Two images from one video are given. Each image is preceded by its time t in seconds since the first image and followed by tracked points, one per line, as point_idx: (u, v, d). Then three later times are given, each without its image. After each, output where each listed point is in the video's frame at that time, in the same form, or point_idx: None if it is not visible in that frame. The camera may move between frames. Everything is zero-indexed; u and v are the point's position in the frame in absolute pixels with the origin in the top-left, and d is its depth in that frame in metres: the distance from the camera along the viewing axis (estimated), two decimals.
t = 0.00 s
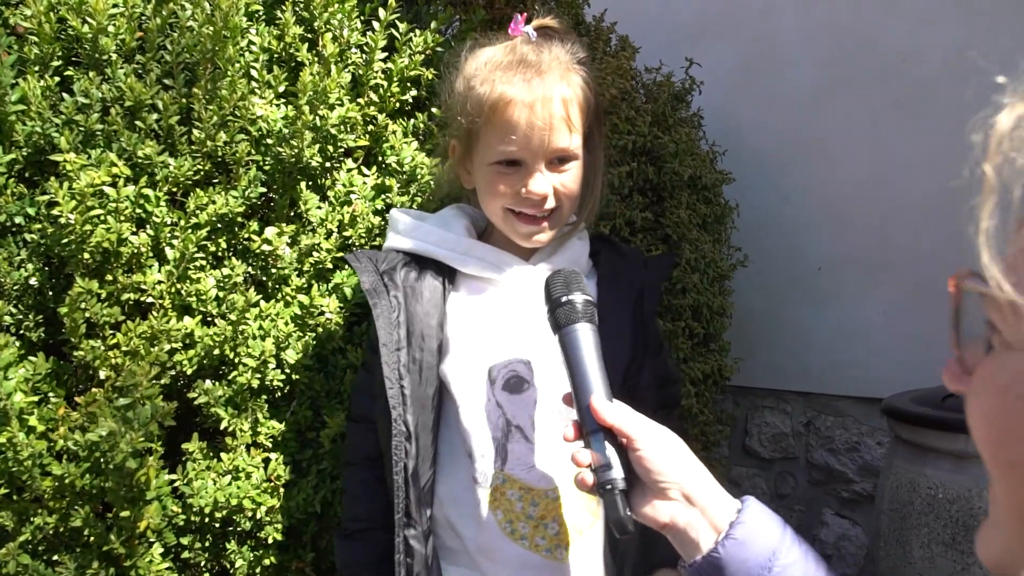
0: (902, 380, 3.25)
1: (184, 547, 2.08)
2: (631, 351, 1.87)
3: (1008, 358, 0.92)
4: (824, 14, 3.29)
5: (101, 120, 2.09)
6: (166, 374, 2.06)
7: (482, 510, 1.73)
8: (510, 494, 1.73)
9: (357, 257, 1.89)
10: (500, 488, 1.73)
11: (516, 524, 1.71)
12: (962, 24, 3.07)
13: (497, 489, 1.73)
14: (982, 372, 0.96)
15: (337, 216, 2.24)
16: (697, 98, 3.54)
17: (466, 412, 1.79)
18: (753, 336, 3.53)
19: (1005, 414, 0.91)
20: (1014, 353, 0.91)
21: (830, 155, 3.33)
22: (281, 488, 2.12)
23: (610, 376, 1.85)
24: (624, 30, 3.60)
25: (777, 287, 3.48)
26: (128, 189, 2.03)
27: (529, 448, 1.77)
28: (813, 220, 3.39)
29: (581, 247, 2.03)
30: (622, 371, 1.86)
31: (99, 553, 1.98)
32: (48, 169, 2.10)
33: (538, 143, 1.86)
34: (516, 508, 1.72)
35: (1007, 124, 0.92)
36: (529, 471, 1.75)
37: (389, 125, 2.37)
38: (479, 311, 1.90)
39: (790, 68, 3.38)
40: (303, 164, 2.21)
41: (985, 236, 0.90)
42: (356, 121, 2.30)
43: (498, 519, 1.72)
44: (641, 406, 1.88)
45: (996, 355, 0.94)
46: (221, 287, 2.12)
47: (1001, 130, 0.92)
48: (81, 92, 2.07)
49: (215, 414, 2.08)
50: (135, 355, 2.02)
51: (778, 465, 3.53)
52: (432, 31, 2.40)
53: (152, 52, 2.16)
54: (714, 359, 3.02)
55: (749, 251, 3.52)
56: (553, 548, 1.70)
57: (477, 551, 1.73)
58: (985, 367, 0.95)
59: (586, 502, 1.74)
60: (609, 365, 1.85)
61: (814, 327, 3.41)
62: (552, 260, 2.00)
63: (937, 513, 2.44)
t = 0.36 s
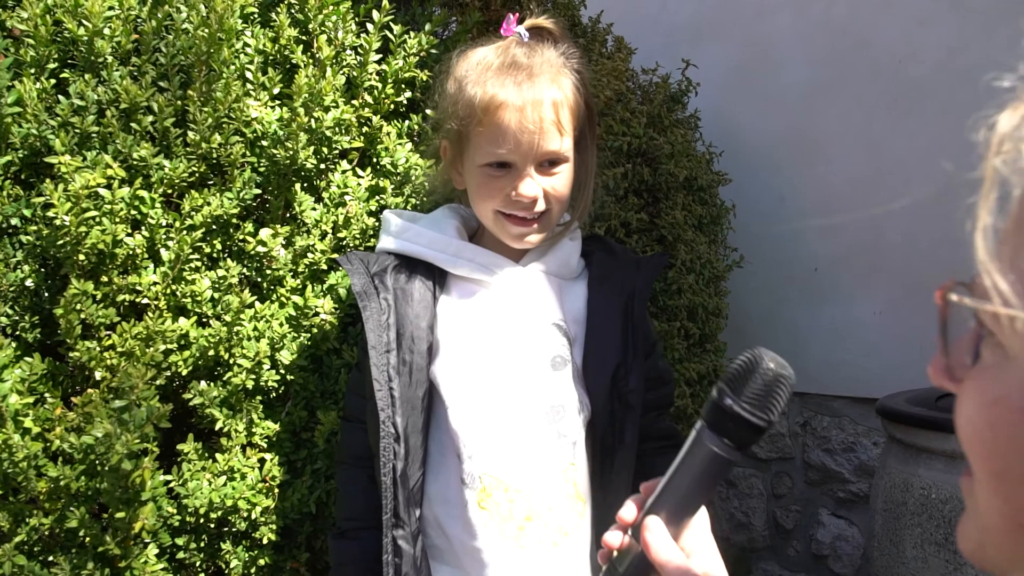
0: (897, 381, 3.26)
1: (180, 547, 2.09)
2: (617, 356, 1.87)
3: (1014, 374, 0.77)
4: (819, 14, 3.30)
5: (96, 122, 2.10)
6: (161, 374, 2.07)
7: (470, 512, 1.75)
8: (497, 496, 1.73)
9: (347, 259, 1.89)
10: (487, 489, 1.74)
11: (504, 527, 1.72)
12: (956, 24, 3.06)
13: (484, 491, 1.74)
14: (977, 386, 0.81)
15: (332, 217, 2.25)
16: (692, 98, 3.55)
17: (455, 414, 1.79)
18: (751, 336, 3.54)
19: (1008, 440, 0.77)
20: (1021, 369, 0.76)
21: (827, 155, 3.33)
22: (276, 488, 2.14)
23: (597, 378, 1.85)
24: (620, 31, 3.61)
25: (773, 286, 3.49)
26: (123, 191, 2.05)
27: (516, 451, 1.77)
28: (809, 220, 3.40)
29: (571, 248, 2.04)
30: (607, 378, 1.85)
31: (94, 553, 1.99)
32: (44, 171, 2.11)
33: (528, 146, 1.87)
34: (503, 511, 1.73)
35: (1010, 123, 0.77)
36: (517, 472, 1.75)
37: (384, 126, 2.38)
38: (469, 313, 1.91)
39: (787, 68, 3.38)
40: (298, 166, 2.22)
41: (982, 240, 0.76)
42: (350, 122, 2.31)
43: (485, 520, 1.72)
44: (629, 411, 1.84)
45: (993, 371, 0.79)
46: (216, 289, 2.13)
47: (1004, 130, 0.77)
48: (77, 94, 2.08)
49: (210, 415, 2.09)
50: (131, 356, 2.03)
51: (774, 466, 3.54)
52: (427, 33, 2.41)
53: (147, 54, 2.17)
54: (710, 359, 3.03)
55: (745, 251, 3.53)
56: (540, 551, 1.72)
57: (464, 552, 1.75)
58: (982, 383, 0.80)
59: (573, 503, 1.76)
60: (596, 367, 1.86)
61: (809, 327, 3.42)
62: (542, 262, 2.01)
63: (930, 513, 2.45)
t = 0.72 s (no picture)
0: (896, 385, 3.20)
1: (155, 559, 2.02)
2: (611, 361, 1.80)
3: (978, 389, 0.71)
4: (817, 10, 3.24)
5: (69, 119, 2.02)
6: (136, 380, 2.00)
7: (457, 528, 1.68)
8: (485, 511, 1.66)
9: (328, 262, 1.82)
10: (473, 504, 1.67)
11: (491, 543, 1.66)
12: (955, 21, 3.03)
13: (470, 506, 1.67)
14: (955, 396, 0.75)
15: (314, 218, 2.18)
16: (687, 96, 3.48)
17: (440, 425, 1.72)
18: (747, 339, 3.46)
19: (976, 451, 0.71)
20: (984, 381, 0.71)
21: (825, 154, 3.27)
22: (255, 498, 2.07)
23: (590, 386, 1.77)
24: (614, 27, 3.54)
25: (770, 287, 3.41)
26: (97, 190, 1.97)
27: (504, 462, 1.70)
28: (807, 219, 3.33)
29: (562, 249, 1.96)
30: (601, 385, 1.77)
31: (66, 565, 1.92)
32: (14, 169, 2.04)
33: (517, 141, 1.80)
34: (490, 526, 1.66)
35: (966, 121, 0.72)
36: (505, 486, 1.68)
37: (368, 124, 2.30)
38: (456, 318, 1.84)
39: (784, 66, 3.31)
40: (278, 165, 2.15)
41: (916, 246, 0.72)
42: (333, 120, 2.24)
43: (471, 536, 1.66)
44: (623, 419, 1.77)
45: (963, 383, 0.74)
46: (193, 291, 2.06)
47: (956, 124, 0.73)
48: (49, 90, 2.01)
49: (187, 422, 2.02)
50: (104, 361, 1.95)
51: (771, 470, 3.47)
52: (413, 28, 2.34)
53: (123, 49, 2.09)
54: (705, 363, 2.97)
55: (742, 251, 3.45)
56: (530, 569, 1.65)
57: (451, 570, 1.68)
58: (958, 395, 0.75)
59: (564, 519, 1.69)
60: (589, 375, 1.78)
61: (808, 329, 3.35)
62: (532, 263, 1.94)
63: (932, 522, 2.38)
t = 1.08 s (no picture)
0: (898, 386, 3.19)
1: (147, 564, 1.98)
2: (618, 362, 1.78)
3: (962, 409, 0.74)
4: (816, 10, 3.22)
5: (62, 115, 1.99)
6: (128, 381, 1.97)
7: (460, 537, 1.63)
8: (490, 518, 1.62)
9: (327, 266, 1.79)
10: (477, 511, 1.63)
11: (496, 551, 1.61)
12: (956, 21, 3.01)
13: (474, 513, 1.63)
14: (936, 421, 0.78)
15: (310, 217, 2.15)
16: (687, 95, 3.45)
17: (442, 429, 1.69)
18: (746, 340, 3.45)
19: (965, 474, 0.73)
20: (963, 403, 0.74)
21: (825, 155, 3.24)
22: (250, 501, 2.05)
23: (597, 389, 1.74)
24: (613, 27, 3.51)
25: (770, 288, 3.39)
26: (90, 187, 1.94)
27: (509, 466, 1.66)
28: (808, 220, 3.30)
29: (564, 250, 1.95)
30: (609, 386, 1.75)
31: (57, 570, 1.89)
32: (5, 166, 2.00)
33: (518, 139, 1.77)
34: (494, 534, 1.62)
35: (905, 151, 0.77)
36: (509, 493, 1.64)
37: (364, 122, 2.28)
38: (456, 321, 1.81)
39: (785, 64, 3.28)
40: (273, 163, 2.12)
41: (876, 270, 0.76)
42: (329, 118, 2.22)
43: (475, 545, 1.61)
44: (630, 422, 1.75)
45: (946, 408, 0.77)
46: (187, 291, 2.04)
47: (894, 158, 0.78)
48: (41, 87, 1.97)
49: (180, 424, 2.00)
50: (97, 361, 1.93)
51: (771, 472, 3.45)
52: (410, 25, 2.31)
53: (117, 45, 2.06)
54: (705, 364, 2.94)
55: (742, 252, 3.43)
56: None
57: None
58: (938, 421, 0.78)
59: (571, 525, 1.65)
60: (595, 377, 1.75)
61: (808, 331, 3.33)
62: (534, 264, 1.91)
63: (935, 526, 2.37)
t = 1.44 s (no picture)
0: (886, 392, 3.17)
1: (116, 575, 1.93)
2: (604, 368, 1.74)
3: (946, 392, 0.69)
4: (803, 14, 3.21)
5: (31, 116, 1.95)
6: (98, 387, 1.93)
7: (442, 551, 1.58)
8: (472, 530, 1.58)
9: (303, 276, 1.76)
10: (458, 523, 1.58)
11: (478, 563, 1.56)
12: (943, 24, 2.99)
13: (456, 525, 1.58)
14: (918, 402, 0.73)
15: (286, 221, 2.11)
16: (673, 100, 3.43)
17: (422, 439, 1.65)
18: (733, 346, 3.42)
19: (942, 460, 0.68)
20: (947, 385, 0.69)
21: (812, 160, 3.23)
22: (223, 510, 2.01)
23: (583, 395, 1.71)
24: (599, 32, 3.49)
25: (757, 294, 3.37)
26: (59, 190, 1.90)
27: (492, 475, 1.62)
28: (795, 225, 3.28)
29: (547, 255, 1.91)
30: (595, 392, 1.71)
31: None
32: None
33: (499, 144, 1.74)
34: (477, 546, 1.57)
35: (909, 110, 0.73)
36: (492, 503, 1.59)
37: (343, 124, 2.24)
38: (436, 328, 1.77)
39: (772, 70, 3.26)
40: (248, 165, 2.09)
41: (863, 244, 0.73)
42: (307, 120, 2.18)
43: (457, 557, 1.56)
44: (618, 428, 1.72)
45: (929, 389, 0.72)
46: (160, 295, 1.99)
47: (897, 116, 0.74)
48: (10, 87, 1.93)
49: (151, 431, 1.95)
50: (66, 366, 1.87)
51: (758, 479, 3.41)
52: (390, 26, 2.28)
53: (89, 45, 2.02)
54: (691, 370, 2.91)
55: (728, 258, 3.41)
56: None
57: None
58: (919, 402, 0.73)
59: (556, 535, 1.60)
60: (580, 384, 1.72)
61: (796, 337, 3.31)
62: (516, 269, 1.88)
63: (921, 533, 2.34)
